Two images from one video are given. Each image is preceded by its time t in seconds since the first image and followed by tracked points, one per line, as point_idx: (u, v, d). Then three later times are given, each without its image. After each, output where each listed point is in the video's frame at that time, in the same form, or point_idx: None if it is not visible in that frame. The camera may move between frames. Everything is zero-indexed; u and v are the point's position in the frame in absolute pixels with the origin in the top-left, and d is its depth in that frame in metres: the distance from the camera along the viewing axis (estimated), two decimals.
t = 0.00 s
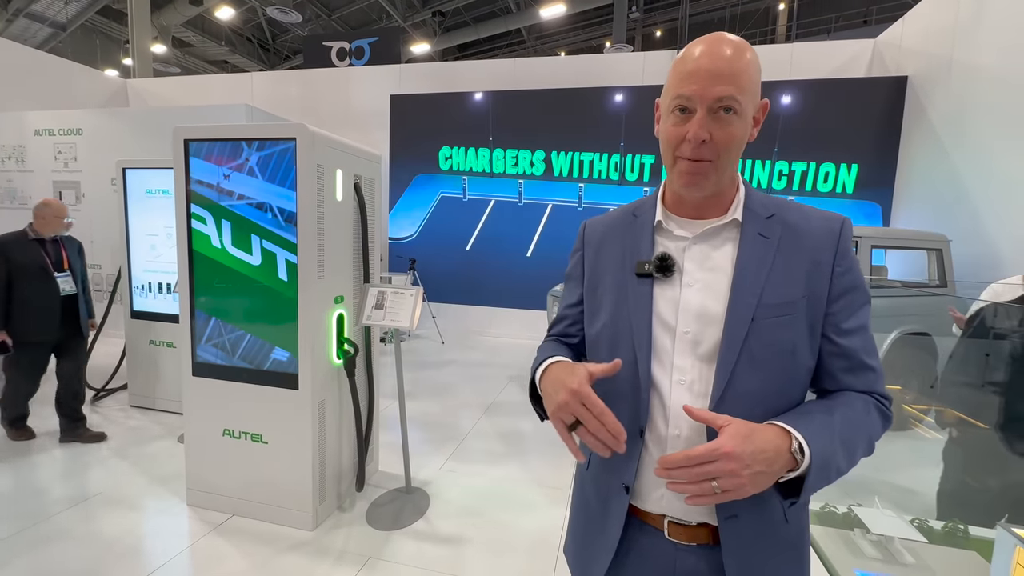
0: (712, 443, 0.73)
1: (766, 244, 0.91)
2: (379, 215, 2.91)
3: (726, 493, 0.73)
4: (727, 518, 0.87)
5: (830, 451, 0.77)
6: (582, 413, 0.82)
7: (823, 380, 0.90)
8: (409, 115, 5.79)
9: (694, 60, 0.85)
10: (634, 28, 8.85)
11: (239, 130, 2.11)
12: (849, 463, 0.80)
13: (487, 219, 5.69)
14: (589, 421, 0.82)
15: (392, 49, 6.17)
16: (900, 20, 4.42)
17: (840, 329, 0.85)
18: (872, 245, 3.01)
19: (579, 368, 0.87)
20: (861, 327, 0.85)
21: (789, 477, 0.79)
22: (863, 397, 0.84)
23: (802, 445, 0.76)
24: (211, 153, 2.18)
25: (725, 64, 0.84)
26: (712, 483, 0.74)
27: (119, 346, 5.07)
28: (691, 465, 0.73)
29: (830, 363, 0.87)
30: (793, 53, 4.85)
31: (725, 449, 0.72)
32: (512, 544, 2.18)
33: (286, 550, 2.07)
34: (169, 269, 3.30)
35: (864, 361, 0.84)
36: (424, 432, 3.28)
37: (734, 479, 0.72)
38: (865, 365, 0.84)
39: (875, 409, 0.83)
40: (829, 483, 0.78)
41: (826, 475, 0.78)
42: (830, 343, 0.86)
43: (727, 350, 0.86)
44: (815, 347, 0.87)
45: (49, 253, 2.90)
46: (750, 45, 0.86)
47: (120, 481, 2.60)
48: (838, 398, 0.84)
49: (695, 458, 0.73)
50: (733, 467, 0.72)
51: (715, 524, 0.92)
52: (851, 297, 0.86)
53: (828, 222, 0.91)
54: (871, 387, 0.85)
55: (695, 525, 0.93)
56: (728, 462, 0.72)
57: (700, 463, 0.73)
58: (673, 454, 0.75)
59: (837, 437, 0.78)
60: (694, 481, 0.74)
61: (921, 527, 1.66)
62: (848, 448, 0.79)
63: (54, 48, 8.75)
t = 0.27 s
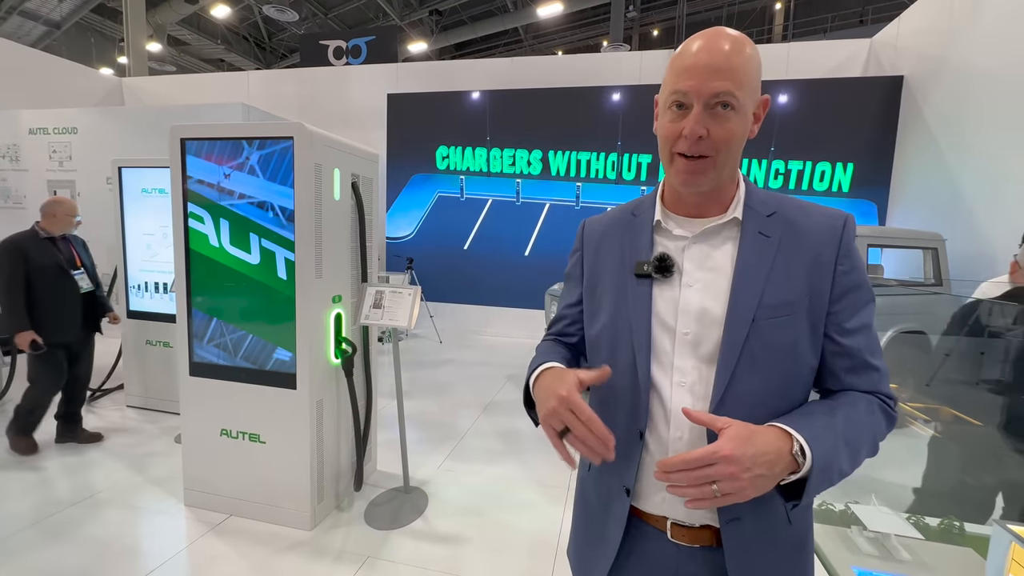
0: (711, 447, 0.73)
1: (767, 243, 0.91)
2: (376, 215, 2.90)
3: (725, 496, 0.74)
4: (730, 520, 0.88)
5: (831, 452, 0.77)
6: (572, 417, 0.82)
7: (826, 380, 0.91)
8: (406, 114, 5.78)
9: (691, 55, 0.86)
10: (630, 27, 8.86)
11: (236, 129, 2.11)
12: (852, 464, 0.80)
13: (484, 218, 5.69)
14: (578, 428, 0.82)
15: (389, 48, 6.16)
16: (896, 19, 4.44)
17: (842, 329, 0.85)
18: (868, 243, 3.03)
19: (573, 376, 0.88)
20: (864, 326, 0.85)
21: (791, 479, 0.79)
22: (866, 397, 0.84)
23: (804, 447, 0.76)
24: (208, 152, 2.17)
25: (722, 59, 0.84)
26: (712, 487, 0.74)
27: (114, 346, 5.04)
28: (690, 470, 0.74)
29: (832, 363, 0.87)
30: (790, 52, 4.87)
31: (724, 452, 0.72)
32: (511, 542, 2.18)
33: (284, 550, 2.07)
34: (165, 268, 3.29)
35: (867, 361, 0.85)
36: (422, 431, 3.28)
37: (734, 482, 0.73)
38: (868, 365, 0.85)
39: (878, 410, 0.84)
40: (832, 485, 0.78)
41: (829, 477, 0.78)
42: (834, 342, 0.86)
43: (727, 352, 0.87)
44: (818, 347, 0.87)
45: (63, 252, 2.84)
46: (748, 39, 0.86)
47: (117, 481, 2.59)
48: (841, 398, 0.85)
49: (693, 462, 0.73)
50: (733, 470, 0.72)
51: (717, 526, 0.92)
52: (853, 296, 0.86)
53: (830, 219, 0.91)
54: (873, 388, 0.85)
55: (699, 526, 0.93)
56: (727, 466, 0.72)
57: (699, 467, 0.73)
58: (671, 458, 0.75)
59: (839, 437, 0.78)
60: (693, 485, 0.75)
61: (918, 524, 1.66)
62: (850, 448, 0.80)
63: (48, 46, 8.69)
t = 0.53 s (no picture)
0: (717, 451, 0.73)
1: (770, 242, 0.91)
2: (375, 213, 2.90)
3: (733, 500, 0.74)
4: (732, 521, 0.88)
5: (836, 453, 0.77)
6: (534, 376, 0.91)
7: (827, 380, 0.91)
8: (403, 112, 5.77)
9: (704, 51, 0.85)
10: (628, 26, 8.86)
11: (234, 128, 2.10)
12: (855, 465, 0.81)
13: (483, 216, 5.69)
14: (542, 384, 0.89)
15: (387, 46, 6.14)
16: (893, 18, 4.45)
17: (845, 329, 0.85)
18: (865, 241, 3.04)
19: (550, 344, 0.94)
20: (867, 326, 0.85)
21: (797, 481, 0.79)
22: (868, 397, 0.85)
23: (810, 447, 0.77)
24: (206, 151, 2.16)
25: (733, 58, 0.84)
26: (719, 491, 0.74)
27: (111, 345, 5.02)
28: (697, 476, 0.74)
29: (834, 363, 0.87)
30: (787, 51, 4.88)
31: (730, 456, 0.72)
32: (510, 540, 2.19)
33: (283, 549, 2.07)
34: (162, 267, 3.28)
35: (869, 361, 0.85)
36: (421, 430, 3.28)
37: (741, 485, 0.73)
38: (870, 365, 0.85)
39: (880, 410, 0.84)
40: (836, 486, 0.78)
41: (832, 478, 0.78)
42: (836, 342, 0.86)
43: (730, 352, 0.87)
44: (821, 346, 0.87)
45: (76, 255, 2.83)
46: (764, 40, 0.85)
47: (115, 481, 2.58)
48: (843, 398, 0.85)
49: (700, 468, 0.73)
50: (739, 473, 0.72)
51: (719, 526, 0.92)
52: (858, 295, 0.86)
53: (833, 219, 0.91)
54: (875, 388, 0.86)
55: (701, 528, 0.93)
56: (734, 469, 0.72)
57: (706, 473, 0.73)
58: (677, 465, 0.75)
59: (843, 438, 0.79)
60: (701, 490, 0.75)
61: (917, 522, 1.66)
62: (853, 449, 0.80)
63: (43, 44, 8.64)
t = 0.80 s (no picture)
0: (720, 449, 0.73)
1: (776, 243, 0.91)
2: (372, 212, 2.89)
3: (732, 499, 0.75)
4: (732, 519, 0.88)
5: (835, 455, 0.78)
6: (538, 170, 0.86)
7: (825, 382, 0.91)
8: (401, 111, 5.75)
9: (723, 54, 0.85)
10: (626, 25, 8.86)
11: (233, 127, 2.09)
12: (850, 467, 0.82)
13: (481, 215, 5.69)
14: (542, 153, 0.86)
15: (385, 45, 6.12)
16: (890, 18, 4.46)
17: (844, 332, 0.87)
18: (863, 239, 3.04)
19: (555, 188, 0.86)
20: (865, 331, 0.88)
21: (795, 481, 0.80)
22: (862, 401, 0.86)
23: (811, 450, 0.77)
24: (204, 150, 2.15)
25: (753, 61, 0.83)
26: (720, 489, 0.75)
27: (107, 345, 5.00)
28: (699, 472, 0.74)
29: (833, 366, 0.88)
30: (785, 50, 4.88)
31: (734, 454, 0.73)
32: (509, 539, 2.19)
33: (282, 549, 2.07)
34: (160, 267, 3.26)
35: (865, 364, 0.87)
36: (420, 429, 3.28)
37: (742, 484, 0.73)
38: (867, 370, 0.87)
39: (874, 414, 0.86)
40: (833, 486, 0.79)
41: (830, 479, 0.79)
42: (836, 345, 0.88)
43: (734, 351, 0.86)
44: (820, 349, 0.88)
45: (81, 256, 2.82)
46: (779, 45, 0.85)
47: (111, 481, 2.57)
48: (839, 402, 0.86)
49: (704, 464, 0.73)
50: (742, 472, 0.73)
51: (718, 525, 0.92)
52: (856, 301, 0.88)
53: (836, 225, 0.93)
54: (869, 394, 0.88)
55: (699, 527, 0.93)
56: (737, 468, 0.73)
57: (708, 469, 0.73)
58: (679, 461, 0.75)
59: (842, 442, 0.80)
60: (702, 487, 0.75)
61: (915, 521, 1.67)
62: (851, 452, 0.81)
63: (38, 42, 8.59)
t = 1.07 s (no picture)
0: (727, 448, 0.73)
1: (780, 244, 0.91)
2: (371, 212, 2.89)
3: (738, 497, 0.75)
4: (732, 517, 0.88)
5: (838, 455, 0.79)
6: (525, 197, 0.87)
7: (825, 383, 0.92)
8: (399, 111, 5.75)
9: (725, 54, 0.85)
10: (624, 24, 8.86)
11: (230, 126, 2.08)
12: (852, 467, 0.83)
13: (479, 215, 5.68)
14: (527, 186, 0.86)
15: (383, 44, 6.11)
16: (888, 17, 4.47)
17: (846, 334, 0.87)
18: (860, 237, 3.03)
19: (541, 204, 0.88)
20: (866, 332, 0.88)
21: (799, 481, 0.80)
22: (862, 401, 0.87)
23: (816, 451, 0.77)
24: (202, 149, 2.15)
25: (754, 61, 0.83)
26: (727, 488, 0.75)
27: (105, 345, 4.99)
28: (706, 470, 0.74)
29: (835, 366, 0.89)
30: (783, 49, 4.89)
31: (742, 453, 0.73)
32: (508, 539, 2.19)
33: (281, 549, 2.06)
34: (157, 267, 3.26)
35: (865, 365, 0.87)
36: (419, 429, 3.28)
37: (749, 483, 0.74)
38: (866, 369, 0.88)
39: (875, 415, 0.86)
40: (836, 486, 0.80)
41: (832, 479, 0.80)
42: (837, 347, 0.88)
43: (738, 350, 0.86)
44: (822, 350, 0.88)
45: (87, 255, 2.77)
46: (784, 45, 0.85)
47: (109, 482, 2.56)
48: (841, 401, 0.87)
49: (712, 462, 0.73)
50: (749, 471, 0.73)
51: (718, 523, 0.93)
52: (858, 303, 0.89)
53: (839, 228, 0.93)
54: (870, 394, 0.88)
55: (699, 524, 0.93)
56: (745, 466, 0.73)
57: (716, 468, 0.73)
58: (686, 460, 0.75)
59: (845, 442, 0.80)
60: (709, 486, 0.75)
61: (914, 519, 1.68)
62: (853, 452, 0.82)
63: (34, 41, 8.56)
